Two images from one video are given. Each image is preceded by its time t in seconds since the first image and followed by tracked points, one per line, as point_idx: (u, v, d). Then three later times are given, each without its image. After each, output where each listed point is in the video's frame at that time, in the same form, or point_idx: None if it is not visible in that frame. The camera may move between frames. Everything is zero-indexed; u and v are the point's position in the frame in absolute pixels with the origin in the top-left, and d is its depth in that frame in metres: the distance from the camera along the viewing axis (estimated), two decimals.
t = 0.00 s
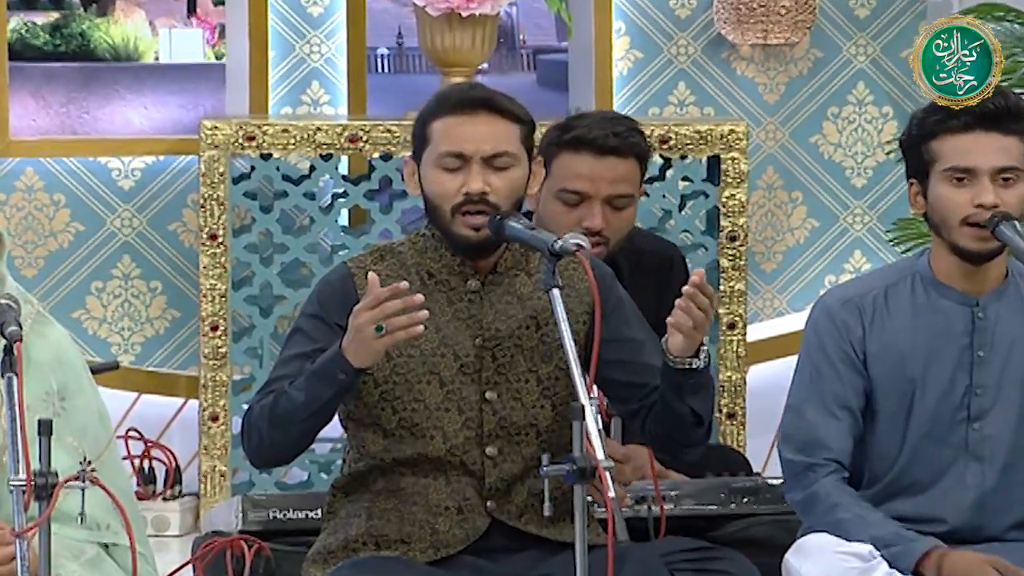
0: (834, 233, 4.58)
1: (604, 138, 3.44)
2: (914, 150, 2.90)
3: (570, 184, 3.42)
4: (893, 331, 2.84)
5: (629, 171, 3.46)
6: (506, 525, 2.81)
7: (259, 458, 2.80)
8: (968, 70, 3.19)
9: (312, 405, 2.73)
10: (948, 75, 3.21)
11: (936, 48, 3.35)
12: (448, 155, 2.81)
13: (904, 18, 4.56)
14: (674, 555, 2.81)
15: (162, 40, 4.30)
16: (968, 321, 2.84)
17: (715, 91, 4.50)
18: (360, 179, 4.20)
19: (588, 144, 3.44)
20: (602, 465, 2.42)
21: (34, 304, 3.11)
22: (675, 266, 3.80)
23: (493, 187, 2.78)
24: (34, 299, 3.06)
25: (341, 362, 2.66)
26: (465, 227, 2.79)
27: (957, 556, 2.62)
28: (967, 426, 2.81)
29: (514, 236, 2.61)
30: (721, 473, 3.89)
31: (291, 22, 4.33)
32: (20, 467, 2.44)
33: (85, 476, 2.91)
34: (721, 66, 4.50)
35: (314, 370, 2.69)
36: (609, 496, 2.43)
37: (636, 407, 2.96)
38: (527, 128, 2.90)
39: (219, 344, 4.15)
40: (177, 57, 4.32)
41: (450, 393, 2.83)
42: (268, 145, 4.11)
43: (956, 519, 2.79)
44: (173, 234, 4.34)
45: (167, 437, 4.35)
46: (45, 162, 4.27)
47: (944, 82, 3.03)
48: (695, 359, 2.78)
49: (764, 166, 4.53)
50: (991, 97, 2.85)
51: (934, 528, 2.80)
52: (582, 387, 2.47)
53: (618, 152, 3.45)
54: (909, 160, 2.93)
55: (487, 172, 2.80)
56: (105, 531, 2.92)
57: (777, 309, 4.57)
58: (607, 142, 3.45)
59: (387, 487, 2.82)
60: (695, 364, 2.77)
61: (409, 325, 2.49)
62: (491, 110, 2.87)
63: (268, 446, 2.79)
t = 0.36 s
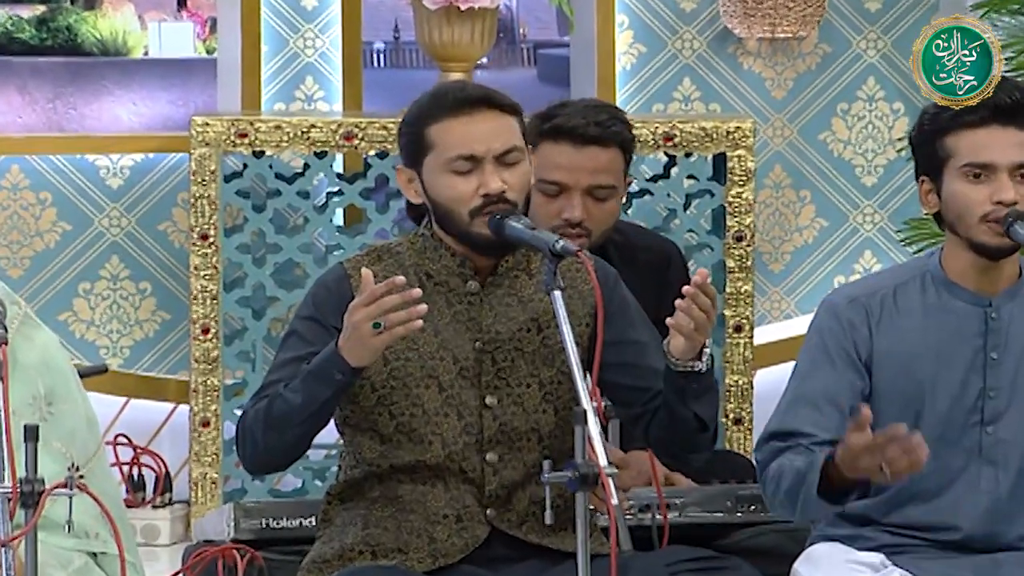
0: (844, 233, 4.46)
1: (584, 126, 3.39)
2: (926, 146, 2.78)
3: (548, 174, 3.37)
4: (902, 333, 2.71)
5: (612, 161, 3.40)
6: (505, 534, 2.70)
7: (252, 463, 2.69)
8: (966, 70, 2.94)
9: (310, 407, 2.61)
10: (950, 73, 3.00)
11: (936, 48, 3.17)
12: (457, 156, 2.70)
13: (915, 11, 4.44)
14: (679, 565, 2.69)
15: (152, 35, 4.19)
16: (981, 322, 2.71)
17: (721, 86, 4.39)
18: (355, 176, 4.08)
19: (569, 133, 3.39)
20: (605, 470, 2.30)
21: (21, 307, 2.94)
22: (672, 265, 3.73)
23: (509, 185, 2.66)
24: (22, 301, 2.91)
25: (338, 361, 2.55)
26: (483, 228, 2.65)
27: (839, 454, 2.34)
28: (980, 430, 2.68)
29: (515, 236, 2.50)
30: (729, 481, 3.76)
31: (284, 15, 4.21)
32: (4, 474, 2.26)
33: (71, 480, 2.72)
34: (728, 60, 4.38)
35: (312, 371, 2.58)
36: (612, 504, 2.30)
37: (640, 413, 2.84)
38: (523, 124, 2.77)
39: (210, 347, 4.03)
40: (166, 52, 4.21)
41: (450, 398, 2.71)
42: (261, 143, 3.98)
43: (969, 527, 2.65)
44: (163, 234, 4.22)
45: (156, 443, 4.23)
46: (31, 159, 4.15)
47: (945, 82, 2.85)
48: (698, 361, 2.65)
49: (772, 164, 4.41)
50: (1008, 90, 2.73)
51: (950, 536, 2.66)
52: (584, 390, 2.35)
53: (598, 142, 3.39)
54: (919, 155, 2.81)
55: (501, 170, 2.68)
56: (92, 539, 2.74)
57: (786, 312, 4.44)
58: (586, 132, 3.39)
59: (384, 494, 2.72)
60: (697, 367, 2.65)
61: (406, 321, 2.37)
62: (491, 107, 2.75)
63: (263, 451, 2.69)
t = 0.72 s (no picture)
0: (858, 234, 4.34)
1: (575, 124, 3.28)
2: (938, 143, 2.65)
3: (542, 175, 3.24)
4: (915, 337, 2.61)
5: (605, 159, 3.28)
6: (507, 546, 2.58)
7: (251, 477, 2.58)
8: (965, 69, 2.92)
9: (310, 417, 2.49)
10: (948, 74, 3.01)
11: (935, 49, 3.17)
12: (458, 156, 2.58)
13: (930, 5, 4.32)
14: None
15: (143, 29, 4.05)
16: (997, 325, 2.59)
17: (730, 82, 4.27)
18: (353, 176, 3.95)
19: (561, 132, 3.27)
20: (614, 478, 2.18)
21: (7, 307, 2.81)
22: (672, 262, 3.60)
23: (513, 188, 2.54)
24: (8, 303, 2.78)
25: (338, 368, 2.42)
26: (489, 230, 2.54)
27: (844, 404, 2.33)
28: (995, 436, 2.56)
29: (518, 237, 2.39)
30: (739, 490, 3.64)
31: (280, 10, 4.10)
32: None
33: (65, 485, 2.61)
34: (739, 56, 4.27)
35: (311, 379, 2.46)
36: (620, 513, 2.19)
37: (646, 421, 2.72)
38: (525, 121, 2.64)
39: (204, 352, 3.89)
40: (158, 48, 4.08)
41: (450, 406, 2.59)
42: (257, 141, 3.86)
43: (986, 536, 2.52)
44: (155, 235, 4.10)
45: (149, 451, 4.10)
46: (18, 157, 4.04)
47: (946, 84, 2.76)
48: (703, 370, 2.52)
49: (783, 163, 4.29)
50: None
51: (965, 545, 2.53)
52: (589, 395, 2.24)
53: (591, 139, 3.28)
54: (929, 154, 2.68)
55: (504, 172, 2.56)
56: (82, 550, 2.64)
57: (797, 315, 4.32)
58: (578, 131, 3.28)
59: (384, 503, 2.60)
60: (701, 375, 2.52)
61: (409, 325, 2.25)
62: (496, 107, 2.62)
63: (262, 461, 2.56)
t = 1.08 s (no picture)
0: (868, 237, 4.22)
1: (582, 124, 3.16)
2: (946, 145, 2.55)
3: (547, 177, 3.12)
4: (928, 343, 2.49)
5: (613, 160, 3.16)
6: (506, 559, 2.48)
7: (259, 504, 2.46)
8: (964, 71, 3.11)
9: (338, 470, 2.35)
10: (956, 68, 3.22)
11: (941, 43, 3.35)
12: (451, 154, 2.46)
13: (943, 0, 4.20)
14: None
15: (131, 25, 3.98)
16: (1011, 330, 2.47)
17: (736, 79, 4.16)
18: (347, 176, 3.82)
19: (567, 132, 3.15)
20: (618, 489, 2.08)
21: None
22: (678, 266, 3.48)
23: (508, 186, 2.42)
24: None
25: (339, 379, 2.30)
26: (479, 233, 2.42)
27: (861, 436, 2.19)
28: (1010, 445, 2.44)
29: (517, 240, 2.28)
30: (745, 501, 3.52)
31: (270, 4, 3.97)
32: None
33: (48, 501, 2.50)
34: (745, 53, 4.16)
35: (339, 438, 2.32)
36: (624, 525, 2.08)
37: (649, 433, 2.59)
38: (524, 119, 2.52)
39: (194, 358, 3.77)
40: (146, 44, 4.00)
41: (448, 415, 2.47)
42: (248, 141, 3.74)
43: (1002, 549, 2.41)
44: (143, 237, 3.98)
45: (137, 460, 3.97)
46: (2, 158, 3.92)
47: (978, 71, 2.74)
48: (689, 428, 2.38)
49: (791, 163, 4.18)
50: None
51: (979, 559, 2.42)
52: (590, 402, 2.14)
53: (598, 139, 3.15)
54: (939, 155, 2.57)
55: (499, 171, 2.44)
56: (68, 563, 2.55)
57: (804, 320, 4.20)
58: (585, 130, 3.16)
59: (381, 515, 2.49)
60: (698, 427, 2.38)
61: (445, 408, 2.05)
62: (495, 104, 2.50)
63: (277, 495, 2.43)
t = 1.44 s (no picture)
0: (880, 238, 4.11)
1: (588, 121, 3.03)
2: (962, 145, 2.51)
3: (552, 176, 3.00)
4: (942, 350, 2.46)
5: (620, 158, 3.04)
6: None
7: (253, 518, 2.35)
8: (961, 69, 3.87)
9: (338, 478, 2.26)
10: (946, 76, 3.90)
11: (936, 47, 3.92)
12: (449, 155, 2.34)
13: None
14: None
15: (119, 20, 3.85)
16: None
17: (744, 77, 4.05)
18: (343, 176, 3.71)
19: (572, 130, 3.02)
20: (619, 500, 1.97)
21: None
22: (685, 268, 3.36)
23: (506, 189, 2.31)
24: None
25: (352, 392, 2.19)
26: (479, 235, 2.30)
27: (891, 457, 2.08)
28: None
29: (517, 241, 2.17)
30: (753, 512, 3.40)
31: None
32: None
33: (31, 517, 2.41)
34: (752, 49, 4.05)
35: (335, 443, 2.22)
36: (626, 538, 1.96)
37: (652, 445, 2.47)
38: (522, 118, 2.41)
39: (183, 364, 3.65)
40: (135, 40, 3.87)
41: (445, 425, 2.37)
42: (239, 140, 3.62)
43: (1016, 562, 2.40)
44: (131, 240, 3.87)
45: (124, 470, 3.87)
46: None
47: (948, 82, 3.87)
48: (674, 437, 2.28)
49: (801, 163, 4.07)
50: None
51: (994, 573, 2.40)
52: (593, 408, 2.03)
53: (605, 137, 3.03)
54: (954, 153, 2.55)
55: (499, 172, 2.33)
56: None
57: (813, 325, 4.10)
58: (592, 128, 3.03)
59: (376, 527, 2.37)
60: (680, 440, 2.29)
61: (451, 397, 2.00)
62: (490, 103, 2.38)
63: (275, 510, 2.33)
